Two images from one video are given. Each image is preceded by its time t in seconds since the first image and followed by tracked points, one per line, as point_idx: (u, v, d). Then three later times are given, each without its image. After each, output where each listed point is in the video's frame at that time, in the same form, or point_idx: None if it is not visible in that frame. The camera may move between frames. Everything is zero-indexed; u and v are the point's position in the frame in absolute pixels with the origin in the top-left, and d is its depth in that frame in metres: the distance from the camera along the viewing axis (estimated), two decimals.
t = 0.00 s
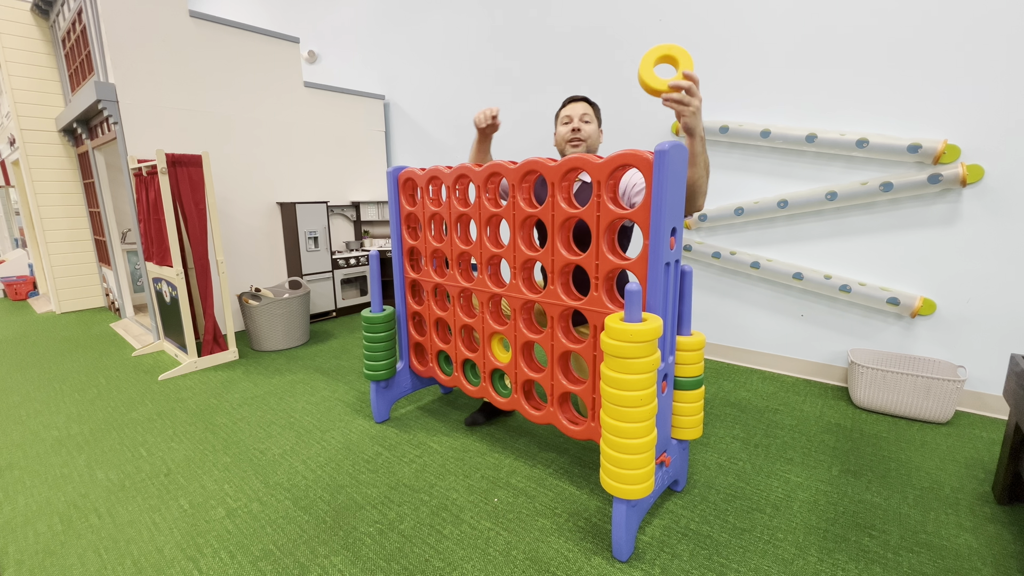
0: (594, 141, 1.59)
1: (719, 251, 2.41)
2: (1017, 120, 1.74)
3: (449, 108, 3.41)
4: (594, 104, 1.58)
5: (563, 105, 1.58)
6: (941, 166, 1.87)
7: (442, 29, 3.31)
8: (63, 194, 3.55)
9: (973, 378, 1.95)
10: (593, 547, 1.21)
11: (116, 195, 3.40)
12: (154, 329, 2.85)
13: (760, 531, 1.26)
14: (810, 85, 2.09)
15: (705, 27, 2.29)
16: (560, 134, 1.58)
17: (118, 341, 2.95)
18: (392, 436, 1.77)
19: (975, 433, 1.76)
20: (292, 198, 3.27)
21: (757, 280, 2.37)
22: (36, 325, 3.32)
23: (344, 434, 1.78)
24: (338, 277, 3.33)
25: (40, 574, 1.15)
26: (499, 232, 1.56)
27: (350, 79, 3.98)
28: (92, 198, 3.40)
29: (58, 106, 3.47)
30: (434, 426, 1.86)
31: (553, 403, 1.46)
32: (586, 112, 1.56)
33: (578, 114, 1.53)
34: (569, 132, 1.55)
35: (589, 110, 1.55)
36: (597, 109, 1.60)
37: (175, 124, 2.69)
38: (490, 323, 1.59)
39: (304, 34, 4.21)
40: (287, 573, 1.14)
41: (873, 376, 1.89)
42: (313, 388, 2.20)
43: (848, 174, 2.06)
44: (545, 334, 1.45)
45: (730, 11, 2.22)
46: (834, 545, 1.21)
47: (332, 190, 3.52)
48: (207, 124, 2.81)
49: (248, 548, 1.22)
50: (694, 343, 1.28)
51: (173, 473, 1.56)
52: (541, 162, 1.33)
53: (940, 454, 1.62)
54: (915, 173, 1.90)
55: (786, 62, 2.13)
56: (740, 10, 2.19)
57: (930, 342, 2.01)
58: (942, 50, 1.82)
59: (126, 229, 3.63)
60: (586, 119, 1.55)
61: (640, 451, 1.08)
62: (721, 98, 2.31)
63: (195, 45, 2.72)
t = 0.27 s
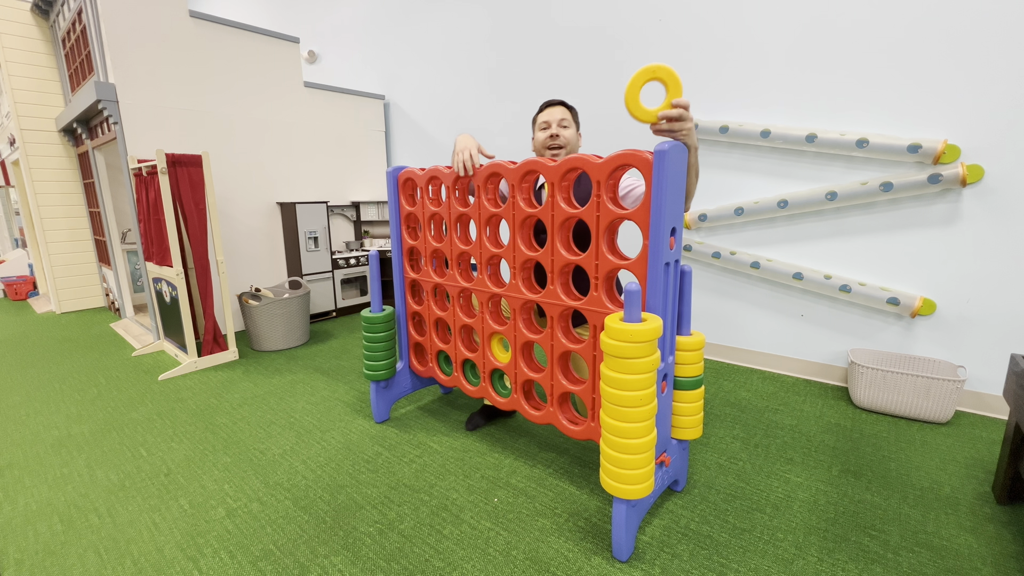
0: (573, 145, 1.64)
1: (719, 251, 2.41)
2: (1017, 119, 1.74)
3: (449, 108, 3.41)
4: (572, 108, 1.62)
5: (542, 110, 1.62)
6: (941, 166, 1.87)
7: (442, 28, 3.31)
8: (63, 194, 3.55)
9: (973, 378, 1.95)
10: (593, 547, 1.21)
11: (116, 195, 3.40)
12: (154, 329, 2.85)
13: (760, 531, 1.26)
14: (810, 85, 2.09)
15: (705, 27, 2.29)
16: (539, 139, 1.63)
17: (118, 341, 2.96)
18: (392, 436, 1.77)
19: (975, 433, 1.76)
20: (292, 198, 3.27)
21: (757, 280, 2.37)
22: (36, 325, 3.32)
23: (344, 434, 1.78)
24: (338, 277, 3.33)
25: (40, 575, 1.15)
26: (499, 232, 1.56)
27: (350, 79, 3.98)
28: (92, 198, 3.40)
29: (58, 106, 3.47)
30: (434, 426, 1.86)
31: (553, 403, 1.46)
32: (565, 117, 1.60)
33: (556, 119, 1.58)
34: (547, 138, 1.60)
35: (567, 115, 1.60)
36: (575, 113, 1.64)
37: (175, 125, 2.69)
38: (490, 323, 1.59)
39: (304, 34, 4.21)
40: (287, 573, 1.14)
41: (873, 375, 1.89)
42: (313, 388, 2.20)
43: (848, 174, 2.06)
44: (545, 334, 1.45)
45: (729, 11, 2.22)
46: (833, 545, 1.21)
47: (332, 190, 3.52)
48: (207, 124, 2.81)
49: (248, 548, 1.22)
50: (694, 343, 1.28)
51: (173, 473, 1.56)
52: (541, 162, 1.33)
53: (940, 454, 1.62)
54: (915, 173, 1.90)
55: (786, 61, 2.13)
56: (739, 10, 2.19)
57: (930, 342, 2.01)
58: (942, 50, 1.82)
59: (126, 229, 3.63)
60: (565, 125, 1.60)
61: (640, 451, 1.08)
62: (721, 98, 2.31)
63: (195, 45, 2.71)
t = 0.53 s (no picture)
0: (556, 150, 1.67)
1: (719, 251, 2.41)
2: (1017, 119, 1.74)
3: (449, 108, 3.41)
4: (553, 113, 1.64)
5: (524, 116, 1.64)
6: (941, 166, 1.87)
7: (442, 28, 3.31)
8: (63, 194, 3.55)
9: (972, 378, 1.95)
10: (593, 547, 1.22)
11: (116, 195, 3.40)
12: (154, 329, 2.85)
13: (760, 531, 1.26)
14: (810, 84, 2.09)
15: (705, 27, 2.29)
16: (522, 146, 1.65)
17: (118, 341, 2.96)
18: (392, 436, 1.77)
19: (975, 433, 1.76)
20: (293, 198, 3.27)
21: (757, 280, 2.37)
22: (36, 325, 3.32)
23: (344, 435, 1.78)
24: (337, 277, 3.33)
25: (40, 574, 1.15)
26: (499, 232, 1.56)
27: (350, 79, 3.98)
28: (92, 198, 3.41)
29: (58, 106, 3.47)
30: (434, 426, 1.86)
31: (552, 403, 1.46)
32: (547, 123, 1.62)
33: (539, 127, 1.60)
34: (530, 145, 1.63)
35: (549, 121, 1.62)
36: (555, 117, 1.66)
37: (175, 125, 2.69)
38: (490, 323, 1.59)
39: (304, 34, 4.21)
40: (287, 572, 1.14)
41: (873, 376, 1.89)
42: (313, 388, 2.20)
43: (848, 174, 2.05)
44: (545, 334, 1.45)
45: (729, 11, 2.22)
46: (833, 545, 1.21)
47: (332, 190, 3.52)
48: (207, 124, 2.81)
49: (248, 548, 1.22)
50: (694, 343, 1.28)
51: (173, 473, 1.56)
52: (541, 162, 1.33)
53: (940, 454, 1.62)
54: (915, 173, 1.90)
55: (786, 61, 2.13)
56: (739, 10, 2.19)
57: (930, 342, 2.01)
58: (942, 50, 1.82)
59: (126, 229, 3.63)
60: (547, 131, 1.62)
61: (639, 451, 1.08)
62: (721, 98, 2.31)
63: (195, 45, 2.71)
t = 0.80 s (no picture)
0: (557, 148, 1.66)
1: (719, 251, 2.41)
2: (1017, 120, 1.74)
3: (449, 108, 3.41)
4: (553, 112, 1.64)
5: (524, 116, 1.64)
6: (941, 166, 1.87)
7: (443, 28, 3.31)
8: (63, 194, 3.55)
9: (973, 378, 1.95)
10: (593, 547, 1.22)
11: (116, 195, 3.40)
12: (154, 329, 2.85)
13: (760, 531, 1.26)
14: (810, 84, 2.09)
15: (706, 27, 2.28)
16: (522, 145, 1.64)
17: (118, 341, 2.96)
18: (392, 436, 1.77)
19: (975, 433, 1.76)
20: (293, 198, 3.27)
21: (757, 280, 2.37)
22: (36, 325, 3.32)
23: (344, 434, 1.78)
24: (337, 277, 3.33)
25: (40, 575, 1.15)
26: (499, 232, 1.56)
27: (350, 79, 3.98)
28: (92, 198, 3.41)
29: (58, 107, 3.47)
30: (434, 426, 1.86)
31: (552, 403, 1.46)
32: (547, 121, 1.61)
33: (539, 125, 1.59)
34: (531, 143, 1.62)
35: (549, 119, 1.61)
36: (556, 116, 1.65)
37: (175, 125, 2.69)
38: (490, 323, 1.59)
39: (304, 34, 4.21)
40: (287, 573, 1.14)
41: (873, 376, 1.89)
42: (313, 388, 2.20)
43: (848, 174, 2.05)
44: (545, 334, 1.45)
45: (729, 11, 2.22)
46: (833, 545, 1.21)
47: (332, 190, 3.52)
48: (207, 124, 2.81)
49: (248, 548, 1.22)
50: (694, 343, 1.28)
51: (173, 473, 1.56)
52: (541, 162, 1.33)
53: (940, 454, 1.62)
54: (915, 173, 1.90)
55: (786, 61, 2.12)
56: (739, 10, 2.19)
57: (930, 342, 2.01)
58: (943, 50, 1.82)
59: (126, 229, 3.63)
60: (548, 128, 1.61)
61: (639, 451, 1.08)
62: (721, 98, 2.31)
63: (195, 45, 2.71)
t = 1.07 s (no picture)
0: (562, 145, 1.64)
1: (720, 251, 2.41)
2: (1017, 119, 1.74)
3: (449, 107, 3.41)
4: (556, 108, 1.63)
5: (528, 113, 1.63)
6: (941, 166, 1.87)
7: (443, 28, 3.31)
8: (63, 194, 3.55)
9: (973, 378, 1.95)
10: (593, 547, 1.22)
11: (116, 195, 3.40)
12: (154, 329, 2.85)
13: (760, 531, 1.26)
14: (810, 84, 2.09)
15: (706, 27, 2.28)
16: (527, 143, 1.63)
17: (118, 341, 2.96)
18: (392, 436, 1.77)
19: (975, 433, 1.76)
20: (292, 198, 3.27)
21: (757, 280, 2.37)
22: (36, 325, 3.32)
23: (344, 435, 1.78)
24: (337, 277, 3.33)
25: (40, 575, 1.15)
26: (499, 232, 1.56)
27: (350, 79, 3.98)
28: (92, 199, 3.41)
29: (58, 107, 3.47)
30: (434, 426, 1.86)
31: (553, 403, 1.46)
32: (551, 117, 1.60)
33: (543, 122, 1.59)
34: (535, 141, 1.61)
35: (553, 116, 1.60)
36: (560, 113, 1.64)
37: (175, 125, 2.69)
38: (490, 323, 1.59)
39: (304, 34, 4.21)
40: (287, 573, 1.14)
41: (873, 375, 1.89)
42: (313, 388, 2.20)
43: (848, 174, 2.05)
44: (545, 334, 1.45)
45: (729, 11, 2.22)
46: (833, 545, 1.21)
47: (332, 190, 3.51)
48: (207, 124, 2.81)
49: (248, 548, 1.22)
50: (694, 343, 1.28)
51: (173, 473, 1.56)
52: (541, 162, 1.33)
53: (940, 454, 1.62)
54: (915, 173, 1.90)
55: (786, 61, 2.13)
56: (739, 10, 2.19)
57: (930, 342, 2.01)
58: (943, 50, 1.82)
59: (126, 229, 3.63)
60: (552, 125, 1.60)
61: (639, 451, 1.08)
62: (721, 98, 2.31)
63: (196, 45, 2.72)
